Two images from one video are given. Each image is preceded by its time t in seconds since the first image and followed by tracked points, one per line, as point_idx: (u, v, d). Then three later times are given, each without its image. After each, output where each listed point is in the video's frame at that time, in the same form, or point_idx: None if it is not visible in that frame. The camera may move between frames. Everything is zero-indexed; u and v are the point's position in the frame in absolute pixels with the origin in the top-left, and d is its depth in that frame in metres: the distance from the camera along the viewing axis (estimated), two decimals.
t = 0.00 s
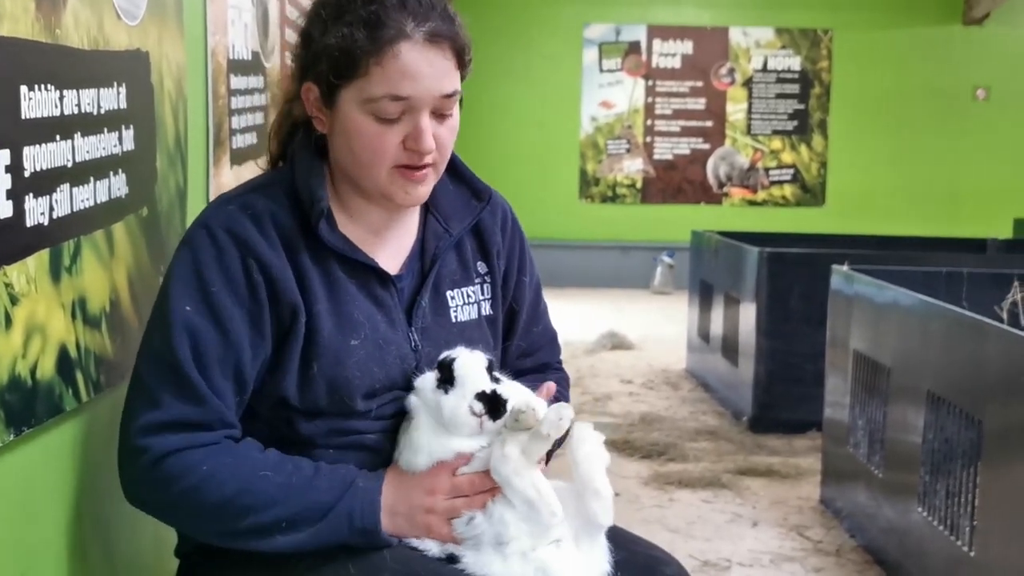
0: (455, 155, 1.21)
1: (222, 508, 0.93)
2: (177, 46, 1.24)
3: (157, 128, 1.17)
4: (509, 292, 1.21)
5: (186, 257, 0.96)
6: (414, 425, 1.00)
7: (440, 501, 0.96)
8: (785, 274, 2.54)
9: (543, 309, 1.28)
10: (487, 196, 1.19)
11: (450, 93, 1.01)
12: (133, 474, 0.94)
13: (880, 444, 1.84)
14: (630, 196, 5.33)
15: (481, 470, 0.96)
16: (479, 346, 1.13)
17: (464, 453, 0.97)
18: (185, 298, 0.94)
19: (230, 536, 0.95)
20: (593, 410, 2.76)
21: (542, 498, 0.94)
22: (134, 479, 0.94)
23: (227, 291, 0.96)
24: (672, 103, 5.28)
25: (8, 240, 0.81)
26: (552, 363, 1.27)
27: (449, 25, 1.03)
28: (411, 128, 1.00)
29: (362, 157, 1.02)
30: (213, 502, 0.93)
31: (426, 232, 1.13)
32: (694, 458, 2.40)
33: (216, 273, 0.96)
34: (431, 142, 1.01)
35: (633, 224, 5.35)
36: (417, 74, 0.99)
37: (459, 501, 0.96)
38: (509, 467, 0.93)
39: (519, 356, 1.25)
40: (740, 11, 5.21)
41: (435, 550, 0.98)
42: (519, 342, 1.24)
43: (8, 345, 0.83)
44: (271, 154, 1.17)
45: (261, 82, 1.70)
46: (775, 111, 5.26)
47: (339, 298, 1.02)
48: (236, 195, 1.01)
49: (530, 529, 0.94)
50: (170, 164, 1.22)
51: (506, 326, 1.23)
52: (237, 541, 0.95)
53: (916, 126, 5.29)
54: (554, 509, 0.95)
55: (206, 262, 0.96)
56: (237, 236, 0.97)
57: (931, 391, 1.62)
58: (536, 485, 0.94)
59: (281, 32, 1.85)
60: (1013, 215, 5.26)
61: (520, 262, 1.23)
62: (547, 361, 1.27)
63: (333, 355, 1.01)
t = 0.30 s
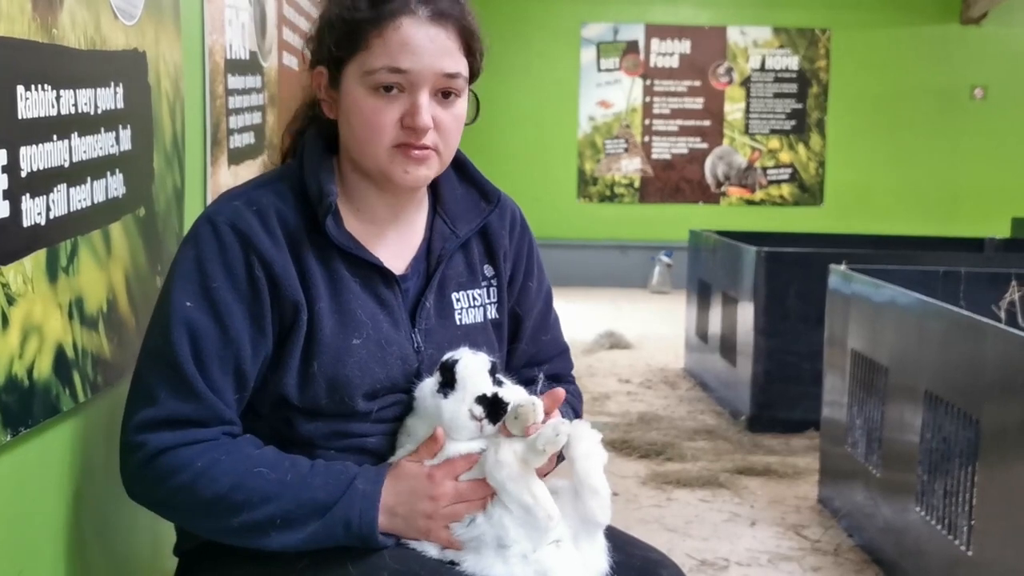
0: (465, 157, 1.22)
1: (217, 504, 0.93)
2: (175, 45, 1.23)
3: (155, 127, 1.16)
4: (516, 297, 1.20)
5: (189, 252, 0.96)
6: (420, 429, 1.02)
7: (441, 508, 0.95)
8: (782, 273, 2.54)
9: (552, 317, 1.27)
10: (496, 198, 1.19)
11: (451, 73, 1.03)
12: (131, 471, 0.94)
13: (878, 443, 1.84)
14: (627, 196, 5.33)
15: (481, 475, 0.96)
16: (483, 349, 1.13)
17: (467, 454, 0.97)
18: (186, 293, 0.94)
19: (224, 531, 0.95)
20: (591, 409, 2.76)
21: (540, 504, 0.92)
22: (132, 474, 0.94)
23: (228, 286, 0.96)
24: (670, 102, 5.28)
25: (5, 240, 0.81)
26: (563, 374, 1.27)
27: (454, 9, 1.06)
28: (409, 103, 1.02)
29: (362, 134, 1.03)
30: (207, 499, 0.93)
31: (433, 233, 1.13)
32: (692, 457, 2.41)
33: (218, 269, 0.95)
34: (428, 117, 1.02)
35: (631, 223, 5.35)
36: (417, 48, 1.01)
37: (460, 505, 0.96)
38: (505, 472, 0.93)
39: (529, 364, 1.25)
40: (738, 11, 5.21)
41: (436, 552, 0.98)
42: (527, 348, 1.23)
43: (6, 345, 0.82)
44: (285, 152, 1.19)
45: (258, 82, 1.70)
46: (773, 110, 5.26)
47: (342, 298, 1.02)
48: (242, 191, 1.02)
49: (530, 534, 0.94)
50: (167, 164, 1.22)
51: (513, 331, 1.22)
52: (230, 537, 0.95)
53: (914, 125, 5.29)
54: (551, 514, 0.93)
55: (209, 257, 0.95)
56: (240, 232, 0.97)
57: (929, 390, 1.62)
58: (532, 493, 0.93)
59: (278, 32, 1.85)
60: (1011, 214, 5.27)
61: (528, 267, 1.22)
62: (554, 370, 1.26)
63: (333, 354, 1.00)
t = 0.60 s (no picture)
0: (472, 155, 1.22)
1: (216, 499, 0.93)
2: (173, 44, 1.23)
3: (153, 125, 1.16)
4: (518, 298, 1.20)
5: (191, 243, 0.96)
6: (416, 431, 1.02)
7: (441, 510, 0.95)
8: (780, 273, 2.54)
9: (555, 320, 1.27)
10: (501, 197, 1.19)
11: (472, 67, 1.04)
12: (131, 466, 0.94)
13: (875, 443, 1.84)
14: (625, 196, 5.33)
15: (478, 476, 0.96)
16: (483, 348, 1.13)
17: (467, 457, 0.97)
18: (187, 285, 0.94)
19: (223, 526, 0.95)
20: (589, 409, 2.76)
21: (539, 509, 0.92)
22: (133, 469, 0.94)
23: (229, 278, 0.95)
24: (667, 102, 5.28)
25: (4, 238, 0.81)
26: (565, 377, 1.26)
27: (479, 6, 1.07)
28: (429, 90, 1.03)
29: (376, 117, 1.03)
30: (206, 493, 0.93)
31: (437, 230, 1.12)
32: (690, 457, 2.41)
33: (219, 261, 0.95)
34: (446, 106, 1.03)
35: (629, 223, 5.35)
36: (443, 37, 1.02)
37: (459, 507, 0.96)
38: (503, 476, 0.93)
39: (530, 366, 1.24)
40: (736, 11, 5.21)
41: (433, 551, 0.97)
42: (528, 349, 1.23)
43: (5, 343, 0.82)
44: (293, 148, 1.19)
45: (257, 80, 1.70)
46: (770, 110, 5.26)
47: (342, 291, 1.02)
48: (246, 181, 1.02)
49: (529, 538, 0.93)
50: (166, 163, 1.22)
51: (513, 331, 1.22)
52: (229, 532, 0.95)
53: (912, 124, 5.30)
54: (551, 519, 0.93)
55: (211, 248, 0.95)
56: (242, 224, 0.97)
57: (926, 390, 1.63)
58: (531, 497, 0.92)
59: (276, 31, 1.85)
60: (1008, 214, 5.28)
61: (531, 267, 1.22)
62: (557, 372, 1.25)
63: (332, 347, 1.01)
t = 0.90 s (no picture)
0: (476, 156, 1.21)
1: (217, 497, 0.93)
2: (173, 42, 1.23)
3: (153, 124, 1.16)
4: (520, 299, 1.20)
5: (196, 242, 0.96)
6: (416, 431, 1.02)
7: (443, 507, 0.95)
8: (778, 273, 2.55)
9: (555, 322, 1.27)
10: (505, 199, 1.19)
11: (494, 92, 1.02)
12: (133, 463, 0.94)
13: (873, 443, 1.84)
14: (623, 195, 5.33)
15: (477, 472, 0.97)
16: (486, 349, 1.13)
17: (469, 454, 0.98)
18: (192, 283, 0.94)
19: (224, 524, 0.94)
20: (587, 409, 2.76)
21: (540, 507, 0.92)
22: (135, 466, 0.94)
23: (233, 277, 0.96)
24: (665, 101, 5.28)
25: (4, 237, 0.81)
26: (562, 380, 1.26)
27: (498, 22, 1.03)
28: (451, 119, 1.01)
29: (398, 142, 1.02)
30: (208, 491, 0.93)
31: (440, 232, 1.12)
32: (688, 457, 2.41)
33: (223, 260, 0.95)
34: (469, 136, 1.01)
35: (627, 223, 5.35)
36: (469, 67, 0.99)
37: (461, 504, 0.96)
38: (506, 474, 0.93)
39: (528, 368, 1.24)
40: (734, 10, 5.21)
41: (433, 549, 0.97)
42: (527, 349, 1.23)
43: (5, 342, 0.82)
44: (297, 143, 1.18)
45: (255, 79, 1.70)
46: (768, 109, 5.26)
47: (346, 293, 1.02)
48: (251, 181, 1.02)
49: (530, 536, 0.94)
50: (165, 161, 1.21)
51: (514, 332, 1.22)
52: (229, 530, 0.95)
53: (910, 124, 5.31)
54: (553, 518, 0.93)
55: (215, 247, 0.96)
56: (248, 224, 0.97)
57: (925, 390, 1.63)
58: (533, 494, 0.93)
59: (274, 31, 1.84)
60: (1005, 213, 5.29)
61: (533, 269, 1.22)
62: (554, 375, 1.25)
63: (336, 348, 1.00)
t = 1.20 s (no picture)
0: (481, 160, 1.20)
1: (231, 500, 0.94)
2: (173, 42, 1.23)
3: (153, 124, 1.16)
4: (524, 304, 1.20)
5: (202, 252, 0.96)
6: (416, 436, 1.02)
7: (446, 502, 0.92)
8: (777, 273, 2.55)
9: (557, 325, 1.27)
10: (510, 204, 1.18)
11: (498, 107, 1.00)
12: (145, 473, 0.95)
13: (873, 443, 1.84)
14: (622, 195, 5.33)
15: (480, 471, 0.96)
16: (490, 354, 1.13)
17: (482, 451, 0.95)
18: (201, 295, 0.94)
19: (239, 526, 0.95)
20: (587, 408, 2.76)
21: (541, 507, 0.91)
22: (148, 476, 0.95)
23: (243, 288, 0.96)
24: (665, 101, 5.28)
25: (6, 238, 0.81)
26: (562, 384, 1.26)
27: (505, 36, 1.01)
28: (454, 136, 0.98)
29: (401, 157, 1.00)
30: (221, 494, 0.94)
31: (445, 237, 1.12)
32: (687, 457, 2.41)
33: (232, 270, 0.96)
34: (472, 153, 0.99)
35: (626, 223, 5.35)
36: (473, 84, 0.97)
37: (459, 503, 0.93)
38: (511, 470, 0.91)
39: (528, 372, 1.24)
40: (733, 10, 5.21)
41: (434, 550, 0.97)
42: (529, 354, 1.23)
43: (6, 343, 0.82)
44: (302, 143, 1.17)
45: (256, 79, 1.69)
46: (768, 109, 5.26)
47: (352, 301, 1.02)
48: (257, 188, 1.01)
49: (531, 540, 0.93)
50: (166, 161, 1.21)
51: (517, 336, 1.22)
52: (248, 533, 0.96)
53: (910, 125, 5.31)
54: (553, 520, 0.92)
55: (223, 257, 0.96)
56: (256, 233, 0.97)
57: (924, 390, 1.63)
58: (535, 493, 0.91)
59: (275, 31, 1.84)
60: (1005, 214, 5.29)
61: (536, 273, 1.22)
62: (554, 380, 1.25)
63: (342, 356, 1.01)
